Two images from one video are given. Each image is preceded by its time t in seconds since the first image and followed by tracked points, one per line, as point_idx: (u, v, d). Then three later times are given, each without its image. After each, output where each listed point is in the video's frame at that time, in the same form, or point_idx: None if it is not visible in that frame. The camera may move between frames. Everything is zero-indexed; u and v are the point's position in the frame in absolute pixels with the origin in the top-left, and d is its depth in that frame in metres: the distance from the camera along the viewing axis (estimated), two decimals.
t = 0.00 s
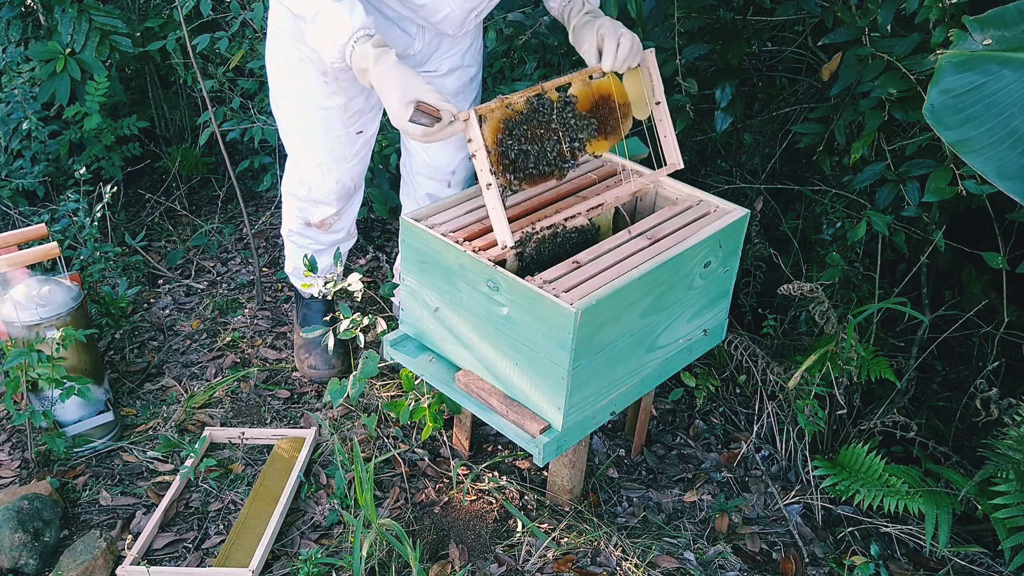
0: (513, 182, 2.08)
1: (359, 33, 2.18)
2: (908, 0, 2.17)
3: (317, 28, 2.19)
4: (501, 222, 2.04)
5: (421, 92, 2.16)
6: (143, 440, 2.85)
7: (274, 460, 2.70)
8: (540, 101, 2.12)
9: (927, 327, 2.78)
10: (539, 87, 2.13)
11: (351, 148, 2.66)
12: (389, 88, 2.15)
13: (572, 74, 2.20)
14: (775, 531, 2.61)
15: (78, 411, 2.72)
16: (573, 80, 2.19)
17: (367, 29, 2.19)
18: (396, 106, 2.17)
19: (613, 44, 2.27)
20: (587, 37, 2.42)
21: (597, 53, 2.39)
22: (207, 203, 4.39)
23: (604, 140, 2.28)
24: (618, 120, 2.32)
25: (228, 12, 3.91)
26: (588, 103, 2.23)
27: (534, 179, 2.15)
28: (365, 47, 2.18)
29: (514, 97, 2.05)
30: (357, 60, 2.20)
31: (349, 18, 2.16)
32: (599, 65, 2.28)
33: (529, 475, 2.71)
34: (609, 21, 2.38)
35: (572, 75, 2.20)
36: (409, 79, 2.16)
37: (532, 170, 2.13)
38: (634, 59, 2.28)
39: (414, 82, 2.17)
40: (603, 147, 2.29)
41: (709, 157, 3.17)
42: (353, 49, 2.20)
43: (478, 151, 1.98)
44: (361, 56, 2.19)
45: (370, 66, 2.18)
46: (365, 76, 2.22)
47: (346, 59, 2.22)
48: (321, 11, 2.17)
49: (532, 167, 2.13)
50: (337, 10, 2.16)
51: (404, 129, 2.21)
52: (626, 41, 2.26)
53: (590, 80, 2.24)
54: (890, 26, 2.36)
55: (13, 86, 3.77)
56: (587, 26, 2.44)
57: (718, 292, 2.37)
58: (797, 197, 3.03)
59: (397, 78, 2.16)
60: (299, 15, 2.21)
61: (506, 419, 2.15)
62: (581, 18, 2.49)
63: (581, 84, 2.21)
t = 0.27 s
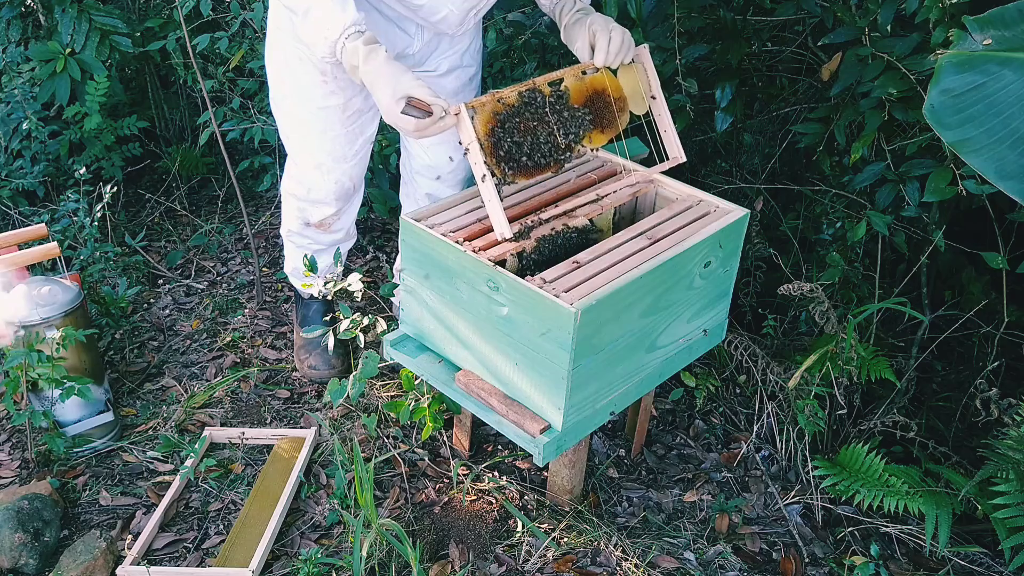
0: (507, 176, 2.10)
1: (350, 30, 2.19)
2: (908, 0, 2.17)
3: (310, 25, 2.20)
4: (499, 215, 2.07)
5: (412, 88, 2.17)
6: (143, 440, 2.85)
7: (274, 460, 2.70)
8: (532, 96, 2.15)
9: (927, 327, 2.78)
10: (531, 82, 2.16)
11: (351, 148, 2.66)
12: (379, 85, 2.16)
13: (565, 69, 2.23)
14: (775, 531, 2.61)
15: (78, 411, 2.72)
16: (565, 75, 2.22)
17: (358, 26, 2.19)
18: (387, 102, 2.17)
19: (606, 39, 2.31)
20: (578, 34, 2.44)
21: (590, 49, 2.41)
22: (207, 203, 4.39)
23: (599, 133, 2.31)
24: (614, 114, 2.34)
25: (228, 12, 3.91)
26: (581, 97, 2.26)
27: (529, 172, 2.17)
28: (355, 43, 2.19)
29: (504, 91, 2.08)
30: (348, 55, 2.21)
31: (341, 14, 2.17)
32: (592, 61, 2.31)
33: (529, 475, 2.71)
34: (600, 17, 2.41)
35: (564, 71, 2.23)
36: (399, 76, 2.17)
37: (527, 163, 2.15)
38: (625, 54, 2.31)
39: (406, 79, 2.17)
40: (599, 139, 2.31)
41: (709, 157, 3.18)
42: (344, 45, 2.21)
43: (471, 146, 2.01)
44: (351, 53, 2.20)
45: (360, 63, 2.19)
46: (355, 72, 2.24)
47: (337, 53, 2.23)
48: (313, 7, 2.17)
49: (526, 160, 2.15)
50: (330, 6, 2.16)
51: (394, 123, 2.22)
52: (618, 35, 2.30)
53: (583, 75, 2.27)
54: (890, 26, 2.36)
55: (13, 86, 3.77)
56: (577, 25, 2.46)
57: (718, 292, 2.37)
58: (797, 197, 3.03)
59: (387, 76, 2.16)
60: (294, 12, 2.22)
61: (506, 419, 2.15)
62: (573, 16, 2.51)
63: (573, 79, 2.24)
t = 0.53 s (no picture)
0: (501, 170, 2.10)
1: (342, 27, 2.21)
2: (908, 1, 2.17)
3: (304, 21, 2.23)
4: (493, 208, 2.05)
5: (403, 86, 2.16)
6: (143, 440, 2.85)
7: (274, 460, 2.70)
8: (525, 90, 2.15)
9: (927, 328, 2.78)
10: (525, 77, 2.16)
11: (351, 148, 2.66)
12: (369, 83, 2.17)
13: (559, 64, 2.23)
14: (775, 531, 2.61)
15: (78, 411, 2.72)
16: (560, 70, 2.22)
17: (350, 23, 2.21)
18: (376, 99, 2.18)
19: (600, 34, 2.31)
20: (571, 33, 2.46)
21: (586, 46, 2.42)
22: (207, 203, 4.39)
23: (597, 127, 2.29)
24: (611, 108, 2.32)
25: (228, 12, 3.91)
26: (576, 92, 2.25)
27: (524, 165, 2.16)
28: (347, 41, 2.21)
29: (496, 86, 2.09)
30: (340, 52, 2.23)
31: (333, 11, 2.18)
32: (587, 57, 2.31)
33: (529, 475, 2.71)
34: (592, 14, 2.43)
35: (558, 66, 2.23)
36: (390, 74, 2.17)
37: (522, 157, 2.14)
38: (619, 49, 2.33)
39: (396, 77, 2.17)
40: (596, 134, 2.29)
41: (709, 157, 3.19)
42: (337, 42, 2.23)
43: (462, 140, 2.01)
44: (343, 50, 2.22)
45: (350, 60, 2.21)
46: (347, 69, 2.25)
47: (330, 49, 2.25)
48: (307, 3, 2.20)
49: (522, 154, 2.14)
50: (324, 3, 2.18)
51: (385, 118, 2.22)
52: (612, 30, 2.31)
53: (578, 70, 2.27)
54: (890, 26, 2.36)
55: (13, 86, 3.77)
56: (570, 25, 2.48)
57: (718, 292, 2.37)
58: (797, 197, 3.03)
59: (377, 73, 2.16)
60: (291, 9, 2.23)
61: (506, 419, 2.15)
62: (566, 15, 2.53)
63: (568, 74, 2.24)
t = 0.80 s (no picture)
0: (497, 166, 2.10)
1: (340, 23, 2.21)
2: (908, 0, 2.17)
3: (305, 17, 2.24)
4: (490, 204, 2.05)
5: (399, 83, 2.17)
6: (143, 440, 2.85)
7: (274, 460, 2.70)
8: (522, 87, 2.15)
9: (927, 328, 2.78)
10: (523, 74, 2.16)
11: (350, 146, 2.66)
12: (366, 79, 2.17)
13: (558, 62, 2.24)
14: (775, 531, 2.61)
15: (78, 411, 2.72)
16: (559, 68, 2.22)
17: (348, 20, 2.21)
18: (372, 95, 2.18)
19: (601, 32, 2.31)
20: (573, 32, 2.45)
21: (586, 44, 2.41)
22: (207, 203, 4.39)
23: (595, 124, 2.30)
24: (610, 106, 2.33)
25: (228, 12, 3.91)
26: (575, 89, 2.26)
27: (521, 162, 2.16)
28: (344, 37, 2.21)
29: (493, 83, 2.09)
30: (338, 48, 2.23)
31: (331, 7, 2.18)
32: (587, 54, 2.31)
33: (529, 475, 2.71)
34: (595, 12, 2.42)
35: (557, 63, 2.23)
36: (386, 70, 2.17)
37: (518, 154, 2.14)
38: (620, 46, 2.32)
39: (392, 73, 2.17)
40: (595, 130, 2.30)
41: (709, 157, 3.18)
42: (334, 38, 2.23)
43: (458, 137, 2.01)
44: (340, 46, 2.22)
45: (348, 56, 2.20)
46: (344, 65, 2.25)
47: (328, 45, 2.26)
48: None
49: (519, 150, 2.15)
50: None
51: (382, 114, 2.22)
52: (612, 28, 2.30)
53: (577, 68, 2.27)
54: (890, 26, 2.36)
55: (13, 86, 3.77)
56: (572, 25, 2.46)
57: (718, 292, 2.37)
58: (797, 197, 3.03)
59: (374, 70, 2.17)
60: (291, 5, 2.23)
61: (506, 419, 2.15)
62: (568, 15, 2.52)
63: (567, 71, 2.24)
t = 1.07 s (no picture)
0: (497, 162, 2.12)
1: (339, 20, 2.22)
2: (908, 1, 2.17)
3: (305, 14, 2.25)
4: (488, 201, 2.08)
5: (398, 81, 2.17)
6: (143, 440, 2.85)
7: (274, 460, 2.70)
8: (523, 83, 2.15)
9: (927, 328, 2.78)
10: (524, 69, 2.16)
11: (350, 145, 2.66)
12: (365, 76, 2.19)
13: (561, 56, 2.23)
14: (775, 531, 2.61)
15: (78, 411, 2.72)
16: (561, 62, 2.22)
17: (348, 17, 2.23)
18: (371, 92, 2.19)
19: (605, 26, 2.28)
20: (579, 27, 2.43)
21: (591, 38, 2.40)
22: (207, 203, 4.39)
23: (598, 118, 2.28)
24: (615, 100, 2.31)
25: (228, 12, 3.91)
26: (578, 84, 2.25)
27: (521, 157, 2.17)
28: (344, 34, 2.23)
29: (493, 79, 2.10)
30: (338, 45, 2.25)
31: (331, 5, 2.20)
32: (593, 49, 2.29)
33: (529, 475, 2.71)
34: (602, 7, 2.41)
35: (559, 58, 2.22)
36: (385, 67, 2.18)
37: (519, 149, 2.16)
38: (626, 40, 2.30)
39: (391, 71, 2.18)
40: (599, 125, 2.28)
41: (709, 157, 3.18)
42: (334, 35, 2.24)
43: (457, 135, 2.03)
44: (340, 44, 2.24)
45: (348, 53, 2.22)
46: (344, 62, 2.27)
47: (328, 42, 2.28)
48: None
49: (519, 145, 2.15)
50: None
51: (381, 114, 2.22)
52: (617, 22, 2.28)
53: (580, 62, 2.25)
54: (890, 26, 2.36)
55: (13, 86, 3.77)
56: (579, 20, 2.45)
57: (718, 292, 2.37)
58: (797, 197, 3.03)
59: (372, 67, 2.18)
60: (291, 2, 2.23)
61: (507, 419, 2.15)
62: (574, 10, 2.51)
63: (569, 66, 2.23)
